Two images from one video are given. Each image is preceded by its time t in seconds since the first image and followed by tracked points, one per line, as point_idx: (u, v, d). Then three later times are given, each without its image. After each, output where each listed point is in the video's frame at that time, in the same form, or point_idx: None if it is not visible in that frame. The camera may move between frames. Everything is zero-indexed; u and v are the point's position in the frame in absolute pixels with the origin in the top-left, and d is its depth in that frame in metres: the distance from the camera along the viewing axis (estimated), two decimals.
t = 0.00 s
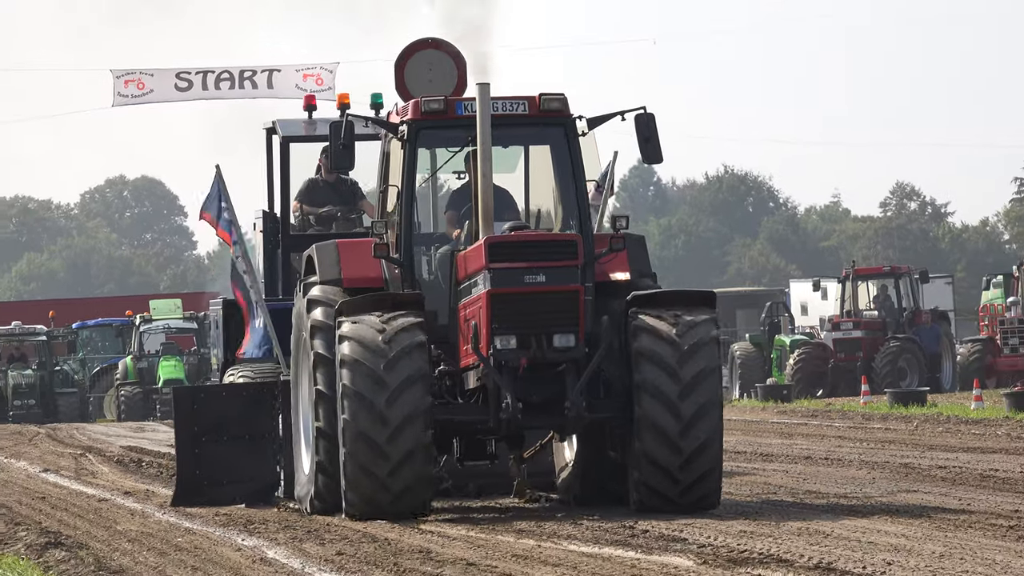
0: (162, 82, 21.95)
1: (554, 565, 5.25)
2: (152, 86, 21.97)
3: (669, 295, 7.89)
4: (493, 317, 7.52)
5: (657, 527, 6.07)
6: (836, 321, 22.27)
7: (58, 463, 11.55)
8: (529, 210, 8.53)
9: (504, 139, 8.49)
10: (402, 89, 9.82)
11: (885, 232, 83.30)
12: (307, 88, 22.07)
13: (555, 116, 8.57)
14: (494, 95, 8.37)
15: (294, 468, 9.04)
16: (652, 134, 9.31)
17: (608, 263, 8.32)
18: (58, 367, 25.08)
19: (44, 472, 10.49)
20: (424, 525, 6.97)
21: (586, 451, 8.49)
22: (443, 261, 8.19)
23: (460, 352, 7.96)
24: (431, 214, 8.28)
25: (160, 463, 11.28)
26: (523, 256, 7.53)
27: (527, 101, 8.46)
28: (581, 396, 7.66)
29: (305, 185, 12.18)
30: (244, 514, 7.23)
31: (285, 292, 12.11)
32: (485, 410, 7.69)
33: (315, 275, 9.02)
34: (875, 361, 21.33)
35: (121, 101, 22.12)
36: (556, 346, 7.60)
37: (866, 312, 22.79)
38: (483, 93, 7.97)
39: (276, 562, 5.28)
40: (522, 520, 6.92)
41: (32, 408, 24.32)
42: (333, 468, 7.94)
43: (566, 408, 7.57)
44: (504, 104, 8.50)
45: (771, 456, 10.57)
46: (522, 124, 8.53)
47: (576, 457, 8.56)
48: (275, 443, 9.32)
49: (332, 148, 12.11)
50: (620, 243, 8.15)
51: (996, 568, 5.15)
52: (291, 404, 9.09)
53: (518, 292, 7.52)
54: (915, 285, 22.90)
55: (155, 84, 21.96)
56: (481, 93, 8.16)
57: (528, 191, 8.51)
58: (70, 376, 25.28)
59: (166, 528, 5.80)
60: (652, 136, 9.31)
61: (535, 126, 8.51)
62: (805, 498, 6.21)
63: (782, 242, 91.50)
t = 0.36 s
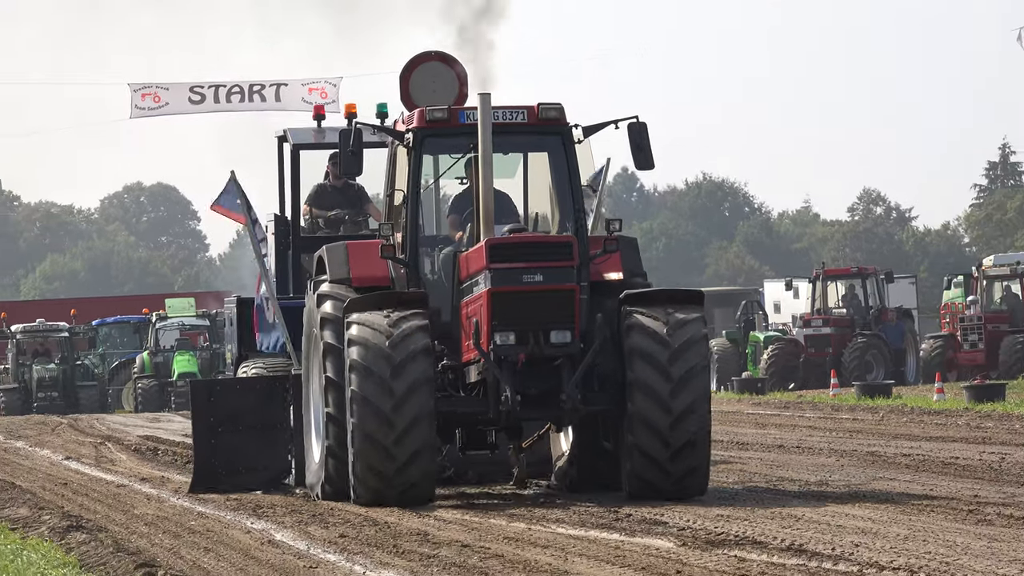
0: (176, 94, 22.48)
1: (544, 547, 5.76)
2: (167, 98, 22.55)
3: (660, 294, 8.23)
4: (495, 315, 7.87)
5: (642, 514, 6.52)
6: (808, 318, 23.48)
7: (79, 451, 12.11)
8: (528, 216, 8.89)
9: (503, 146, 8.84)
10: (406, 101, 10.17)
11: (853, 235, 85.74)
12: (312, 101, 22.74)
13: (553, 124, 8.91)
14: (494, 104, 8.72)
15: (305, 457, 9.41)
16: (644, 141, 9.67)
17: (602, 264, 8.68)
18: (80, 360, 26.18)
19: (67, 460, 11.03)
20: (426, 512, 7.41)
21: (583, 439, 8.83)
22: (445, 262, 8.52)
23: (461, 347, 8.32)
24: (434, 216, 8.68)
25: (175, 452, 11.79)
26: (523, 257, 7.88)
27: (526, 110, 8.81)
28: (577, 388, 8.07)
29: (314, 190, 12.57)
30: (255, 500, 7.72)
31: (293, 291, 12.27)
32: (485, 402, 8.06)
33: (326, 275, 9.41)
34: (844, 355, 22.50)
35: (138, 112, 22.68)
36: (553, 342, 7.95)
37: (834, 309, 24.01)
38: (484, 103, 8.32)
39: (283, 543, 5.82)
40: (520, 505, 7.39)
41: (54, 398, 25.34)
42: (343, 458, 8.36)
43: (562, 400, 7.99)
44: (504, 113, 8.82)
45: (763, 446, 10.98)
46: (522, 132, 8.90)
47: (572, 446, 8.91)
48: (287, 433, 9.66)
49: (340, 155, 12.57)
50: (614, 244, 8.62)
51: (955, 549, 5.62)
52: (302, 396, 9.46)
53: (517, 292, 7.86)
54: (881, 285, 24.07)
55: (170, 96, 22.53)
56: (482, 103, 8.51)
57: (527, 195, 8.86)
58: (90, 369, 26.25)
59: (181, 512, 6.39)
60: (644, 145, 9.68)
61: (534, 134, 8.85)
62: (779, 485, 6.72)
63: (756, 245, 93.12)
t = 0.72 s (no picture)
0: (192, 109, 24.89)
1: (537, 531, 6.21)
2: (183, 112, 24.89)
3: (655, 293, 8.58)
4: (497, 312, 8.23)
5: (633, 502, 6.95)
6: (783, 317, 24.15)
7: (99, 442, 12.65)
8: (528, 219, 9.23)
9: (505, 153, 9.22)
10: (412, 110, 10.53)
11: (825, 240, 89.16)
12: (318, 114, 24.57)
13: (553, 132, 9.30)
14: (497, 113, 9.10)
15: (316, 449, 9.82)
16: (638, 148, 10.04)
17: (598, 265, 8.99)
18: (100, 356, 27.81)
19: (88, 450, 11.56)
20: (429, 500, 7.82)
21: (580, 432, 9.21)
22: (449, 263, 8.89)
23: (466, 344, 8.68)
24: (439, 219, 9.05)
25: (190, 442, 12.29)
26: (524, 257, 8.24)
27: (527, 119, 9.18)
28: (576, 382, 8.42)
29: (323, 195, 12.90)
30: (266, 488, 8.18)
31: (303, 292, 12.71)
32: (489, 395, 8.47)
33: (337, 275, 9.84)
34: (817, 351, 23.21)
35: (155, 125, 25.05)
36: (553, 338, 8.31)
37: (809, 307, 24.64)
38: (486, 112, 8.71)
39: (291, 528, 6.31)
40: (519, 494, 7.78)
41: (76, 392, 27.08)
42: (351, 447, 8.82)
43: (562, 394, 8.32)
44: (507, 122, 9.22)
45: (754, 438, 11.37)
46: (524, 139, 9.28)
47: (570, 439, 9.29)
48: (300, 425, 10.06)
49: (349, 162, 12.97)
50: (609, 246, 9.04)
51: (923, 533, 6.01)
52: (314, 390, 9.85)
53: (519, 291, 8.22)
54: (851, 286, 24.85)
55: (186, 110, 24.89)
56: (485, 112, 8.89)
57: (527, 200, 9.22)
58: (111, 365, 28.28)
59: (195, 499, 6.92)
60: (638, 151, 10.06)
61: (534, 142, 9.24)
62: (761, 476, 7.19)
63: (737, 247, 95.34)
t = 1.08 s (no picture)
0: (206, 117, 25.41)
1: (533, 518, 6.58)
2: (198, 121, 25.44)
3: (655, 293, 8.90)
4: (502, 311, 8.56)
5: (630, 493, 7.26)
6: (769, 314, 25.92)
7: (116, 433, 13.09)
8: (533, 220, 9.58)
9: (511, 157, 9.55)
10: (421, 117, 10.92)
11: (808, 240, 93.06)
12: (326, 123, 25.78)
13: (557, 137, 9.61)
14: (503, 119, 9.45)
15: (330, 441, 10.23)
16: (639, 152, 10.36)
17: (600, 264, 9.26)
18: (119, 352, 29.13)
19: (106, 442, 11.98)
20: (433, 493, 8.15)
21: (584, 426, 9.54)
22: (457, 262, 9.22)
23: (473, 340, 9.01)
24: (447, 220, 9.38)
25: (203, 434, 12.68)
26: (528, 257, 8.58)
27: (532, 124, 9.51)
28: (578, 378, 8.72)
29: (335, 199, 13.39)
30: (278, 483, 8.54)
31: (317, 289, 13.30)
32: (495, 390, 8.77)
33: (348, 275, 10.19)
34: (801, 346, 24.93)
35: (171, 134, 25.50)
36: (557, 336, 8.62)
37: (792, 307, 26.73)
38: (492, 118, 9.04)
39: (300, 516, 6.69)
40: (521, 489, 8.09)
41: (95, 385, 28.01)
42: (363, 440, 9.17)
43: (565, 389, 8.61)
44: (512, 127, 9.56)
45: (752, 432, 11.71)
46: (529, 143, 9.60)
47: (573, 433, 9.61)
48: (312, 418, 10.47)
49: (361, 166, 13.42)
50: (610, 246, 9.22)
51: (901, 520, 6.35)
52: (328, 384, 10.26)
53: (525, 289, 8.55)
54: (832, 284, 26.98)
55: (200, 119, 25.41)
56: (492, 117, 9.22)
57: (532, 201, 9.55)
58: (129, 360, 29.17)
59: (208, 489, 7.42)
60: (639, 155, 10.38)
61: (539, 146, 9.58)
62: (750, 483, 7.55)
63: (723, 249, 100.10)
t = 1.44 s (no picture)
0: (195, 118, 25.55)
1: (521, 518, 6.61)
2: (187, 121, 25.55)
3: (650, 291, 8.88)
4: (496, 310, 8.53)
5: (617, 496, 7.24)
6: (757, 315, 26.12)
7: (105, 433, 13.09)
8: (527, 217, 9.53)
9: (505, 154, 9.52)
10: (414, 113, 10.85)
11: (798, 240, 94.80)
12: (315, 123, 25.82)
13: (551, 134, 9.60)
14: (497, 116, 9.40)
15: (322, 442, 10.21)
16: (635, 150, 10.35)
17: (595, 262, 9.29)
18: (107, 351, 29.37)
19: (95, 442, 11.98)
20: (425, 493, 8.13)
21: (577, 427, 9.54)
22: (451, 260, 9.21)
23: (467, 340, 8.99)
24: (440, 218, 9.36)
25: (191, 434, 12.67)
26: (522, 257, 8.51)
27: (526, 122, 9.49)
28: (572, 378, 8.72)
29: (327, 196, 13.30)
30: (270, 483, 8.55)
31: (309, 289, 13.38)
32: (489, 390, 8.77)
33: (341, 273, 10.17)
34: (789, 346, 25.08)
35: (160, 134, 25.60)
36: (551, 335, 8.62)
37: (780, 307, 26.86)
38: (486, 115, 9.01)
39: (288, 515, 6.72)
40: (515, 488, 8.06)
41: (83, 385, 28.18)
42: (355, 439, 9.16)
43: (559, 389, 8.62)
44: (506, 124, 9.53)
45: (740, 432, 11.69)
46: (523, 141, 9.58)
47: (567, 434, 9.61)
48: (304, 419, 10.44)
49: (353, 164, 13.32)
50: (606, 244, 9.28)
51: (889, 520, 6.36)
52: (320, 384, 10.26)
53: (519, 288, 8.51)
54: (821, 284, 27.06)
55: (189, 119, 25.54)
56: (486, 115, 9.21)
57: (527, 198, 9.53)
58: (117, 360, 29.24)
59: (196, 489, 7.59)
60: (635, 151, 10.36)
61: (533, 143, 9.54)
62: (741, 482, 7.58)
63: (713, 248, 101.87)
